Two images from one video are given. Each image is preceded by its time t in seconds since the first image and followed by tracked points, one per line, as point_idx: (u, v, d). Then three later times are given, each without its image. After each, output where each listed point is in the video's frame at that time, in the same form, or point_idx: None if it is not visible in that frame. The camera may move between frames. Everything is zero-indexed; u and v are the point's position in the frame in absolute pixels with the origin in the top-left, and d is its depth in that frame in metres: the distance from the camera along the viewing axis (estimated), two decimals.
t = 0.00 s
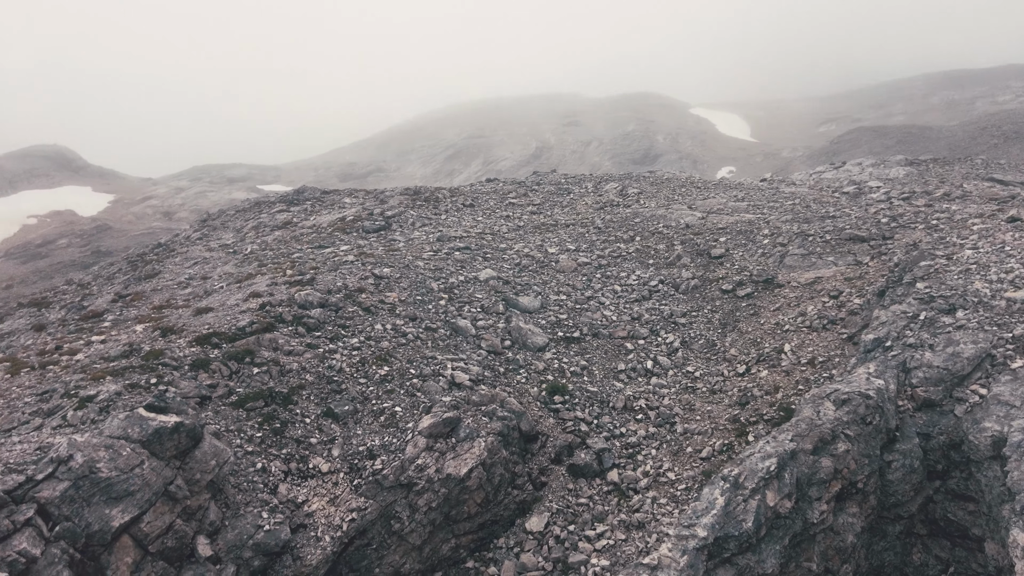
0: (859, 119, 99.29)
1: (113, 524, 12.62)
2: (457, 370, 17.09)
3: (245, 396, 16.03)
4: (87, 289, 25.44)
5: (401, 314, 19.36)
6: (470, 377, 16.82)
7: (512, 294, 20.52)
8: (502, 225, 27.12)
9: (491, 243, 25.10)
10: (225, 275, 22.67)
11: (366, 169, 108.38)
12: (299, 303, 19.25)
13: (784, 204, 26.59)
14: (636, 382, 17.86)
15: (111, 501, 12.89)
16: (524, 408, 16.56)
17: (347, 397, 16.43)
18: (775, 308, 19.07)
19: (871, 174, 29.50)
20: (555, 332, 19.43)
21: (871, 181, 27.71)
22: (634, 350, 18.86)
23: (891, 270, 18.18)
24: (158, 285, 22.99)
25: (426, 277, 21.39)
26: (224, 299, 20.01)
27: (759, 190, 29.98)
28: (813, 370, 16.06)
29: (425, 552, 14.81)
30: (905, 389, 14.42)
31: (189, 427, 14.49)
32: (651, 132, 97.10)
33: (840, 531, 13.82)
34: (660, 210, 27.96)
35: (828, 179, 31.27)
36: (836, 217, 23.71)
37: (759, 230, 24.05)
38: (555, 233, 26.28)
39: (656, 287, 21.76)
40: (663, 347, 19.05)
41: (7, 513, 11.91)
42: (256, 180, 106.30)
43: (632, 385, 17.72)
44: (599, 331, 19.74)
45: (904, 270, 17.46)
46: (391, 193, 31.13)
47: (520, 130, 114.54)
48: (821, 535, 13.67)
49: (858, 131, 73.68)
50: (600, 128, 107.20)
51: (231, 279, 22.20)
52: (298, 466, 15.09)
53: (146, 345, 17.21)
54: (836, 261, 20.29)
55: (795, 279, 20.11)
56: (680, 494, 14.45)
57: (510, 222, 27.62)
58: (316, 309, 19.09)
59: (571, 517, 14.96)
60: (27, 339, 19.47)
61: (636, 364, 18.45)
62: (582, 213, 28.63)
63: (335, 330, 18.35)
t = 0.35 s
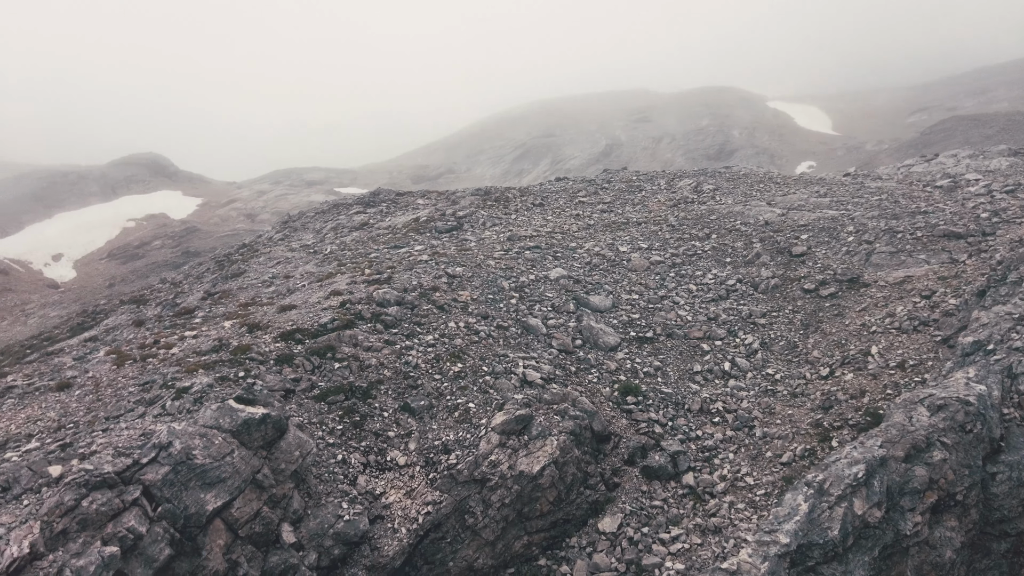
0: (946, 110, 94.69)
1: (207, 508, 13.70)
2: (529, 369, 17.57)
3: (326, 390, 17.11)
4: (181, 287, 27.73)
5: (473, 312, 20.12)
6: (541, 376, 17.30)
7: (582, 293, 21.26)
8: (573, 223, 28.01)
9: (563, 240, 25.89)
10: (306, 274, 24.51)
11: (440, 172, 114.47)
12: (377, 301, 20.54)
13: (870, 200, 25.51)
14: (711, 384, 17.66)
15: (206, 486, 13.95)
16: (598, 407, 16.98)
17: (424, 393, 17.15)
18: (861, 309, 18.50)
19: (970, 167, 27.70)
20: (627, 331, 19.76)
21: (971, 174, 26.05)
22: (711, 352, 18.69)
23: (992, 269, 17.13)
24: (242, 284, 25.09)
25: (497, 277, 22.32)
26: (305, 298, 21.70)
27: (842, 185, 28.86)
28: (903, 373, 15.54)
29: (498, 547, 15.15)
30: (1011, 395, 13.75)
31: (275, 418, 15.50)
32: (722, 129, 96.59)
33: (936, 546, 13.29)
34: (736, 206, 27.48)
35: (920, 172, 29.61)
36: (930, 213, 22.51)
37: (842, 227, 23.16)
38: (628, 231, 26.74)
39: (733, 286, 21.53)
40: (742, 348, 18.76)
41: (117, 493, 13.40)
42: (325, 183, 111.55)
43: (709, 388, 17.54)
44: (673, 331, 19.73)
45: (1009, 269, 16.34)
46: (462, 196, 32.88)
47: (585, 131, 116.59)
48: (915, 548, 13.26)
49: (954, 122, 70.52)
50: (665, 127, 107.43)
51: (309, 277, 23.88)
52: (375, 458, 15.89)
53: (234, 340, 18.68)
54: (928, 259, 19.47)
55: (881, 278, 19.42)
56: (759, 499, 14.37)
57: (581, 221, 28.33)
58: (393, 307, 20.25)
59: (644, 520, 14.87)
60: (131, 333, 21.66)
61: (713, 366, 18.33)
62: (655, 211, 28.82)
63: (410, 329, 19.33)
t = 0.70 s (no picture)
0: None
1: (278, 497, 14.37)
2: (590, 368, 17.84)
3: (391, 385, 17.71)
4: (253, 285, 29.21)
5: (534, 310, 20.50)
6: (602, 375, 17.57)
7: (646, 292, 21.63)
8: (636, 221, 28.29)
9: (625, 238, 26.30)
10: (373, 273, 25.68)
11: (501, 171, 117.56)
12: (440, 299, 21.19)
13: (955, 194, 24.12)
14: (780, 386, 17.50)
15: (278, 475, 14.62)
16: (662, 407, 17.00)
17: (486, 389, 17.50)
18: (944, 310, 17.49)
19: None
20: (692, 331, 19.81)
21: None
22: (781, 353, 18.47)
23: None
24: (311, 283, 26.31)
25: (559, 275, 22.76)
26: (372, 296, 22.68)
27: (923, 178, 27.40)
28: (991, 378, 14.56)
29: (560, 545, 15.23)
30: None
31: (343, 411, 16.03)
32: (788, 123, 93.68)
33: None
34: (806, 202, 26.63)
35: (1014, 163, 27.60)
36: None
37: (922, 223, 21.99)
38: (693, 229, 26.70)
39: (804, 284, 21.01)
40: (812, 348, 18.38)
41: (197, 480, 14.33)
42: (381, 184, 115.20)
43: (777, 390, 17.39)
44: (741, 331, 19.54)
45: None
46: (523, 194, 33.93)
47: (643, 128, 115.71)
48: (1006, 565, 12.46)
49: None
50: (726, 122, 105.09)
51: (376, 276, 24.97)
52: (438, 453, 16.38)
53: (304, 337, 19.68)
54: (1021, 257, 18.26)
55: (966, 276, 18.33)
56: (829, 506, 14.02)
57: (643, 218, 28.66)
58: (455, 305, 20.83)
59: (708, 523, 14.82)
60: (208, 328, 23.05)
61: (782, 368, 17.99)
62: (722, 208, 28.51)
63: (472, 326, 19.79)
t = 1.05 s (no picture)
0: None
1: (333, 488, 14.84)
2: (641, 366, 17.95)
3: (442, 380, 18.04)
4: (308, 282, 30.16)
5: (583, 308, 20.76)
6: (653, 374, 17.64)
7: (698, 291, 21.55)
8: (687, 218, 28.21)
9: (676, 236, 26.28)
10: (424, 270, 26.32)
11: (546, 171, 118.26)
12: (489, 296, 21.58)
13: None
14: (838, 387, 17.10)
15: (333, 467, 15.09)
16: (715, 407, 16.92)
17: (535, 386, 17.67)
18: (1019, 309, 16.48)
19: None
20: (746, 331, 19.64)
21: None
22: (839, 353, 18.04)
23: None
24: (363, 280, 26.99)
25: (608, 272, 22.95)
26: (421, 292, 23.28)
27: (997, 171, 25.93)
28: None
29: (609, 544, 15.28)
30: None
31: (396, 406, 16.39)
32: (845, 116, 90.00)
33: None
34: (866, 197, 25.74)
35: None
36: None
37: (994, 218, 20.82)
38: (747, 226, 26.39)
39: (864, 283, 20.41)
40: (873, 349, 17.83)
41: (256, 470, 14.89)
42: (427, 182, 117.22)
43: (835, 392, 16.99)
44: (798, 331, 19.20)
45: None
46: (572, 192, 34.35)
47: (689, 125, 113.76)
48: None
49: None
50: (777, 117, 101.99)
51: (427, 273, 25.57)
52: (488, 448, 16.55)
53: (358, 331, 20.35)
54: None
55: None
56: (891, 512, 13.58)
57: (694, 214, 28.58)
58: (504, 302, 21.11)
59: (762, 526, 14.68)
60: (266, 323, 23.99)
61: (841, 368, 17.57)
62: (777, 204, 27.98)
63: (521, 323, 20.05)
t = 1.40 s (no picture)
0: None
1: (375, 482, 15.15)
2: (682, 367, 17.81)
3: (481, 378, 18.21)
4: (350, 280, 30.89)
5: (623, 308, 20.78)
6: (695, 375, 17.48)
7: (742, 292, 21.23)
8: (730, 217, 27.90)
9: (719, 235, 26.02)
10: (463, 269, 26.65)
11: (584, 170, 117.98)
12: (528, 295, 21.70)
13: None
14: (887, 391, 16.61)
15: (375, 462, 15.39)
16: (757, 409, 16.69)
17: (574, 386, 17.70)
18: None
19: None
20: (791, 332, 19.30)
21: None
22: (888, 356, 17.56)
23: None
24: (404, 279, 27.44)
25: (649, 272, 22.91)
26: (460, 291, 23.61)
27: None
28: None
29: (648, 546, 15.17)
30: None
31: (436, 403, 16.61)
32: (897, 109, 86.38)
33: None
34: (918, 194, 24.86)
35: None
36: None
37: None
38: (791, 224, 25.90)
39: (915, 283, 19.78)
40: (925, 352, 17.23)
41: (301, 463, 15.28)
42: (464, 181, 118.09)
43: (884, 395, 16.51)
44: (846, 332, 18.75)
45: None
46: (611, 191, 34.43)
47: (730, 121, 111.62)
48: None
49: None
50: (821, 112, 98.82)
51: (466, 272, 25.92)
52: (527, 447, 16.62)
53: (400, 329, 20.72)
54: None
55: None
56: (945, 520, 13.11)
57: (738, 212, 28.35)
58: (543, 301, 21.21)
59: (806, 531, 14.40)
60: (310, 320, 24.63)
61: (890, 371, 17.08)
62: (823, 202, 27.35)
63: (560, 322, 20.11)
